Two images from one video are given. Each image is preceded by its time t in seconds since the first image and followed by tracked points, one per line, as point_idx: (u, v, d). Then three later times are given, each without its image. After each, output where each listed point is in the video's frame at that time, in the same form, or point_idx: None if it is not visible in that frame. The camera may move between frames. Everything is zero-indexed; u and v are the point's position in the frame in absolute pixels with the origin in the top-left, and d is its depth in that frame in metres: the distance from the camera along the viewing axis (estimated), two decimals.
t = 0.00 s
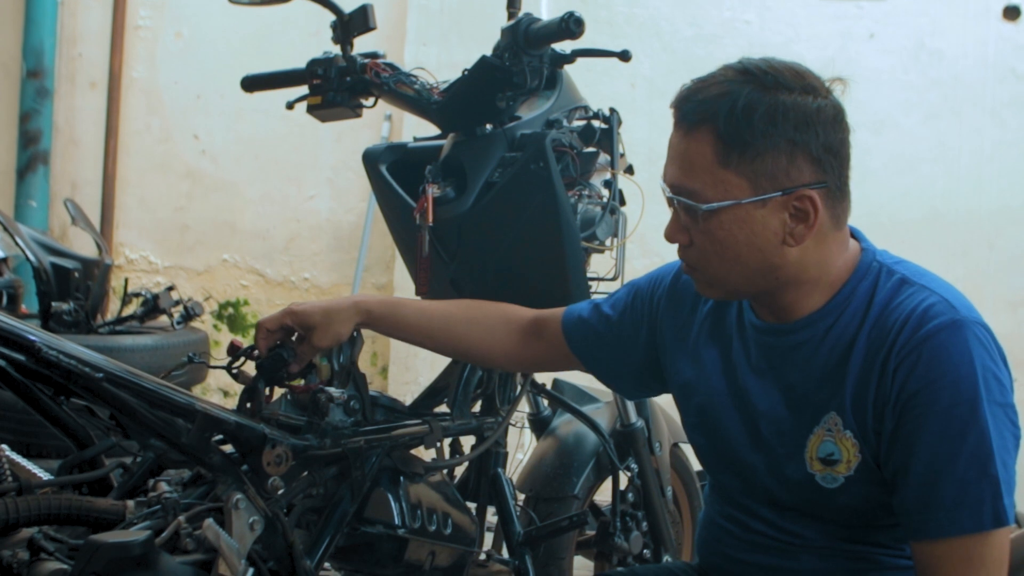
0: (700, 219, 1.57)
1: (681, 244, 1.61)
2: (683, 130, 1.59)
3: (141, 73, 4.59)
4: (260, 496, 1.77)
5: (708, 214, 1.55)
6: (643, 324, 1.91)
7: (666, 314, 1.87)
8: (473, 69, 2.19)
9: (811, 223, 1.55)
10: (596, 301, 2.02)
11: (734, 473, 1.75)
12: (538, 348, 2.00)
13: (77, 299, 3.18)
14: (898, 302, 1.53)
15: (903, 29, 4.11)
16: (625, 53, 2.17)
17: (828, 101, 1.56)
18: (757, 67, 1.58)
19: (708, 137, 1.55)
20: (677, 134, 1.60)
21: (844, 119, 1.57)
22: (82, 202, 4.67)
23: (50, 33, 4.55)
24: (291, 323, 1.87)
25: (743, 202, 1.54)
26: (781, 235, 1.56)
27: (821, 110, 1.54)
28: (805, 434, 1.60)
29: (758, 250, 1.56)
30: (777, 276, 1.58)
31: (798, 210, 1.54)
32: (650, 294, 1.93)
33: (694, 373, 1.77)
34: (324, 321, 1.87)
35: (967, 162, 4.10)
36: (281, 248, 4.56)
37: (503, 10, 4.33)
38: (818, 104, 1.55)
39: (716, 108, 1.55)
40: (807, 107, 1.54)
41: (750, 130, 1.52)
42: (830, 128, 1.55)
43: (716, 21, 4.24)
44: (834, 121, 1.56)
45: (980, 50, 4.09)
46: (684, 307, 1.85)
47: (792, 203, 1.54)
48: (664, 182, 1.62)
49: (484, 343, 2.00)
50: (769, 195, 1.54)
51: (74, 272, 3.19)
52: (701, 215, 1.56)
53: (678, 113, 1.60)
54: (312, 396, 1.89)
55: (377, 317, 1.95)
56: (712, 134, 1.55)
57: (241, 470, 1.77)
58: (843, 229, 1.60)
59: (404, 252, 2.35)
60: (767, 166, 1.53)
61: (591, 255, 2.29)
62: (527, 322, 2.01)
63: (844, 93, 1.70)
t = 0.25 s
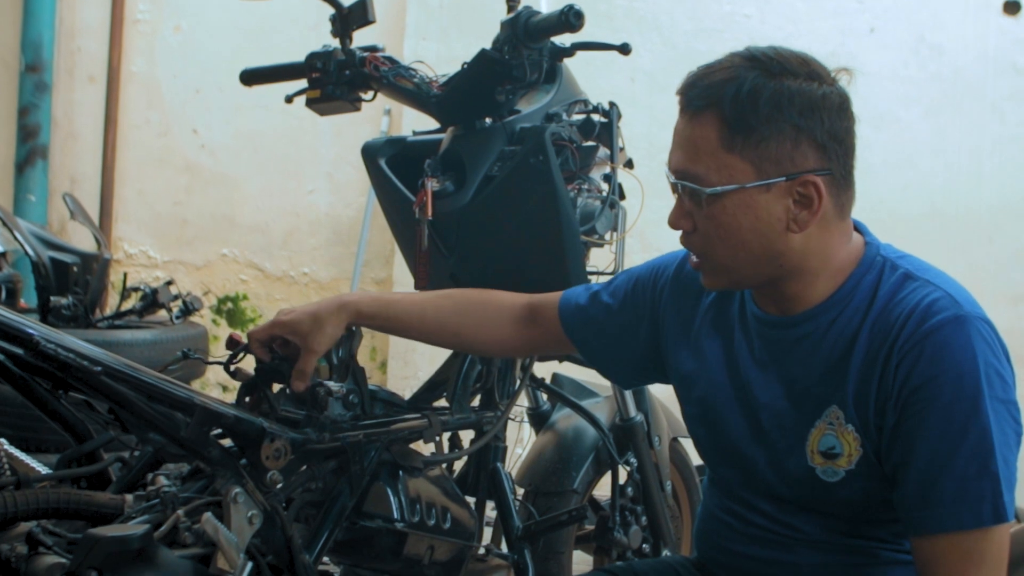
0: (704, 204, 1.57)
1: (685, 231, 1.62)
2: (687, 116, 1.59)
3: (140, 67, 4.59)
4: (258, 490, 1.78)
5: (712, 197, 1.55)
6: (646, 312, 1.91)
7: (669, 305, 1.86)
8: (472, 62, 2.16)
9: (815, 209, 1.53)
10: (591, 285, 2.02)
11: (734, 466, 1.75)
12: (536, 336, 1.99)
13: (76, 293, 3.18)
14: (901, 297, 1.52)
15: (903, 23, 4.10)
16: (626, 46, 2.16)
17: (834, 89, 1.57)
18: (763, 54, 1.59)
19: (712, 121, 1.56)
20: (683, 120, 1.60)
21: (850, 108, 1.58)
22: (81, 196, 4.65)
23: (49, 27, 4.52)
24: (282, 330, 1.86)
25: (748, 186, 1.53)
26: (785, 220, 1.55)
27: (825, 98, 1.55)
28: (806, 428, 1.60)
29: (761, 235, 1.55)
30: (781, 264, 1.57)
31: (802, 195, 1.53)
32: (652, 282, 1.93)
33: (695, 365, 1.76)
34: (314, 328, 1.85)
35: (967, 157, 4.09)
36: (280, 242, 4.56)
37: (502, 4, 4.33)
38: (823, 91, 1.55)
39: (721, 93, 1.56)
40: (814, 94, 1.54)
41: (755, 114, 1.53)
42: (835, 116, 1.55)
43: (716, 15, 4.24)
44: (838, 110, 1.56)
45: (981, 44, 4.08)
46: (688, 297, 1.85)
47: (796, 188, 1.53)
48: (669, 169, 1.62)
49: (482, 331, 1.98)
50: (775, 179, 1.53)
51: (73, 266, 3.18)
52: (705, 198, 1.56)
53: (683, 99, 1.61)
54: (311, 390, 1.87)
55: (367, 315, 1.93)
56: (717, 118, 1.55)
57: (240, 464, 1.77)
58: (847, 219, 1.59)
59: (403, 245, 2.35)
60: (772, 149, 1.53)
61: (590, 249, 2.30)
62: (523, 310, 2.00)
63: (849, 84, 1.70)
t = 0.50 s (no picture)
0: (707, 207, 1.56)
1: (686, 232, 1.61)
2: (690, 117, 1.58)
3: (139, 63, 4.54)
4: (253, 488, 1.77)
5: (715, 200, 1.55)
6: (644, 304, 1.91)
7: (668, 299, 1.86)
8: (469, 58, 2.16)
9: (819, 212, 1.54)
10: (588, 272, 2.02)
11: (729, 463, 1.75)
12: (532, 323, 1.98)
13: (73, 289, 3.17)
14: (899, 297, 1.52)
15: (902, 19, 4.09)
16: (621, 43, 2.16)
17: (837, 90, 1.56)
18: (767, 55, 1.58)
19: (716, 123, 1.55)
20: (683, 121, 1.59)
21: (853, 110, 1.57)
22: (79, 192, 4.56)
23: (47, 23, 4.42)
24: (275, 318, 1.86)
25: (751, 189, 1.53)
26: (788, 223, 1.55)
27: (829, 100, 1.54)
28: (804, 427, 1.60)
29: (762, 239, 1.55)
30: (782, 265, 1.57)
31: (804, 198, 1.54)
32: (650, 276, 1.92)
33: (693, 362, 1.76)
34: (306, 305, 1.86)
35: (966, 153, 4.09)
36: (277, 238, 4.64)
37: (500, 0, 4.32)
38: (827, 93, 1.55)
39: (725, 95, 1.55)
40: (818, 97, 1.54)
41: (759, 116, 1.52)
42: (839, 118, 1.55)
43: (714, 10, 4.24)
44: (842, 111, 1.56)
45: (979, 40, 4.07)
46: (687, 292, 1.85)
47: (800, 191, 1.53)
48: (670, 170, 1.61)
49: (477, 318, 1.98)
50: (778, 182, 1.53)
51: (70, 262, 3.15)
52: (708, 202, 1.55)
53: (685, 99, 1.60)
54: (306, 388, 1.87)
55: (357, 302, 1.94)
56: (720, 120, 1.54)
57: (234, 462, 1.76)
58: (848, 219, 1.59)
59: (399, 242, 2.34)
60: (776, 151, 1.52)
61: (587, 246, 2.28)
62: (517, 293, 1.99)
63: (852, 84, 1.69)
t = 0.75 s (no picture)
0: (694, 209, 1.56)
1: (673, 233, 1.61)
2: (678, 119, 1.58)
3: (130, 60, 4.51)
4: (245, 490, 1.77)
5: (703, 202, 1.55)
6: (636, 299, 1.90)
7: (660, 297, 1.86)
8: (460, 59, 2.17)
9: (805, 214, 1.54)
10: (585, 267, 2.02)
11: (718, 459, 1.76)
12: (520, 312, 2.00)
13: (66, 288, 3.17)
14: (882, 299, 1.52)
15: (894, 18, 4.10)
16: (612, 44, 2.16)
17: (825, 93, 1.56)
18: (756, 57, 1.58)
19: (705, 125, 1.55)
20: (672, 123, 1.59)
21: (841, 113, 1.57)
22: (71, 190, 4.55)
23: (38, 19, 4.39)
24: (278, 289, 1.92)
25: (739, 191, 1.53)
26: (775, 225, 1.55)
27: (817, 103, 1.54)
28: (788, 429, 1.60)
29: (749, 241, 1.56)
30: (768, 267, 1.58)
31: (791, 201, 1.54)
32: (642, 275, 1.92)
33: (682, 361, 1.77)
34: (306, 273, 1.92)
35: (960, 151, 4.07)
36: (270, 237, 4.64)
37: None
38: (815, 96, 1.54)
39: (713, 98, 1.54)
40: (805, 101, 1.53)
41: (747, 117, 1.52)
42: (826, 122, 1.55)
43: (708, 9, 4.24)
44: (829, 114, 1.56)
45: (973, 38, 4.06)
46: (678, 290, 1.84)
47: (787, 194, 1.53)
48: (658, 170, 1.62)
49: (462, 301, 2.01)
50: (765, 185, 1.53)
51: (62, 261, 3.17)
52: (695, 204, 1.56)
53: (673, 100, 1.59)
54: (299, 390, 1.88)
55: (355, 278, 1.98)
56: (709, 123, 1.54)
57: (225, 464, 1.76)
58: (835, 222, 1.60)
59: (390, 240, 2.34)
60: (763, 155, 1.52)
61: (578, 246, 2.30)
62: (508, 280, 2.02)
63: (841, 87, 1.69)
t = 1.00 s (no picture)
0: (663, 200, 1.57)
1: (644, 229, 1.61)
2: (649, 115, 1.60)
3: (120, 61, 4.55)
4: (235, 494, 1.76)
5: (672, 193, 1.56)
6: (617, 308, 1.91)
7: (639, 304, 1.87)
8: (449, 61, 2.15)
9: (772, 207, 1.55)
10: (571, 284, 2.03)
11: (698, 458, 1.75)
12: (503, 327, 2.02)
13: (56, 290, 3.15)
14: (845, 292, 1.52)
15: (885, 19, 4.10)
16: (602, 46, 2.14)
17: (790, 92, 1.58)
18: (723, 56, 1.61)
19: (674, 119, 1.57)
20: (642, 120, 1.61)
21: (806, 112, 1.59)
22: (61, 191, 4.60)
23: (27, 21, 4.42)
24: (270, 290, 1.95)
25: (707, 183, 1.54)
26: (742, 218, 1.56)
27: (782, 100, 1.56)
28: (756, 424, 1.60)
29: (719, 234, 1.56)
30: (737, 261, 1.58)
31: (759, 194, 1.55)
32: (622, 282, 1.93)
33: (659, 366, 1.77)
34: (297, 274, 1.95)
35: (949, 151, 4.08)
36: (260, 237, 4.58)
37: None
38: (781, 93, 1.57)
39: (682, 92, 1.56)
40: (771, 97, 1.55)
41: (713, 112, 1.54)
42: (791, 119, 1.57)
43: (698, 10, 4.25)
44: (795, 113, 1.58)
45: (963, 38, 4.07)
46: (656, 294, 1.85)
47: (754, 186, 1.55)
48: (629, 167, 1.63)
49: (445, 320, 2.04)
50: (733, 177, 1.54)
51: (52, 263, 3.14)
52: (665, 195, 1.57)
53: (644, 99, 1.62)
54: (288, 394, 1.89)
55: (343, 284, 2.03)
56: (677, 118, 1.56)
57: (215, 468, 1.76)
58: (802, 219, 1.61)
59: (381, 243, 2.33)
60: (729, 148, 1.54)
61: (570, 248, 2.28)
62: (492, 298, 2.04)
63: (806, 89, 1.70)
